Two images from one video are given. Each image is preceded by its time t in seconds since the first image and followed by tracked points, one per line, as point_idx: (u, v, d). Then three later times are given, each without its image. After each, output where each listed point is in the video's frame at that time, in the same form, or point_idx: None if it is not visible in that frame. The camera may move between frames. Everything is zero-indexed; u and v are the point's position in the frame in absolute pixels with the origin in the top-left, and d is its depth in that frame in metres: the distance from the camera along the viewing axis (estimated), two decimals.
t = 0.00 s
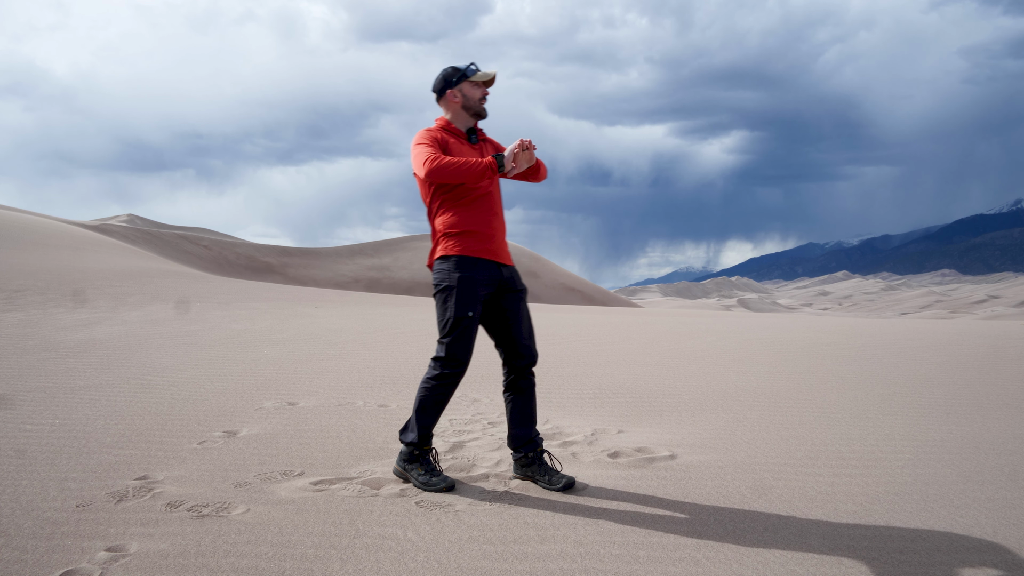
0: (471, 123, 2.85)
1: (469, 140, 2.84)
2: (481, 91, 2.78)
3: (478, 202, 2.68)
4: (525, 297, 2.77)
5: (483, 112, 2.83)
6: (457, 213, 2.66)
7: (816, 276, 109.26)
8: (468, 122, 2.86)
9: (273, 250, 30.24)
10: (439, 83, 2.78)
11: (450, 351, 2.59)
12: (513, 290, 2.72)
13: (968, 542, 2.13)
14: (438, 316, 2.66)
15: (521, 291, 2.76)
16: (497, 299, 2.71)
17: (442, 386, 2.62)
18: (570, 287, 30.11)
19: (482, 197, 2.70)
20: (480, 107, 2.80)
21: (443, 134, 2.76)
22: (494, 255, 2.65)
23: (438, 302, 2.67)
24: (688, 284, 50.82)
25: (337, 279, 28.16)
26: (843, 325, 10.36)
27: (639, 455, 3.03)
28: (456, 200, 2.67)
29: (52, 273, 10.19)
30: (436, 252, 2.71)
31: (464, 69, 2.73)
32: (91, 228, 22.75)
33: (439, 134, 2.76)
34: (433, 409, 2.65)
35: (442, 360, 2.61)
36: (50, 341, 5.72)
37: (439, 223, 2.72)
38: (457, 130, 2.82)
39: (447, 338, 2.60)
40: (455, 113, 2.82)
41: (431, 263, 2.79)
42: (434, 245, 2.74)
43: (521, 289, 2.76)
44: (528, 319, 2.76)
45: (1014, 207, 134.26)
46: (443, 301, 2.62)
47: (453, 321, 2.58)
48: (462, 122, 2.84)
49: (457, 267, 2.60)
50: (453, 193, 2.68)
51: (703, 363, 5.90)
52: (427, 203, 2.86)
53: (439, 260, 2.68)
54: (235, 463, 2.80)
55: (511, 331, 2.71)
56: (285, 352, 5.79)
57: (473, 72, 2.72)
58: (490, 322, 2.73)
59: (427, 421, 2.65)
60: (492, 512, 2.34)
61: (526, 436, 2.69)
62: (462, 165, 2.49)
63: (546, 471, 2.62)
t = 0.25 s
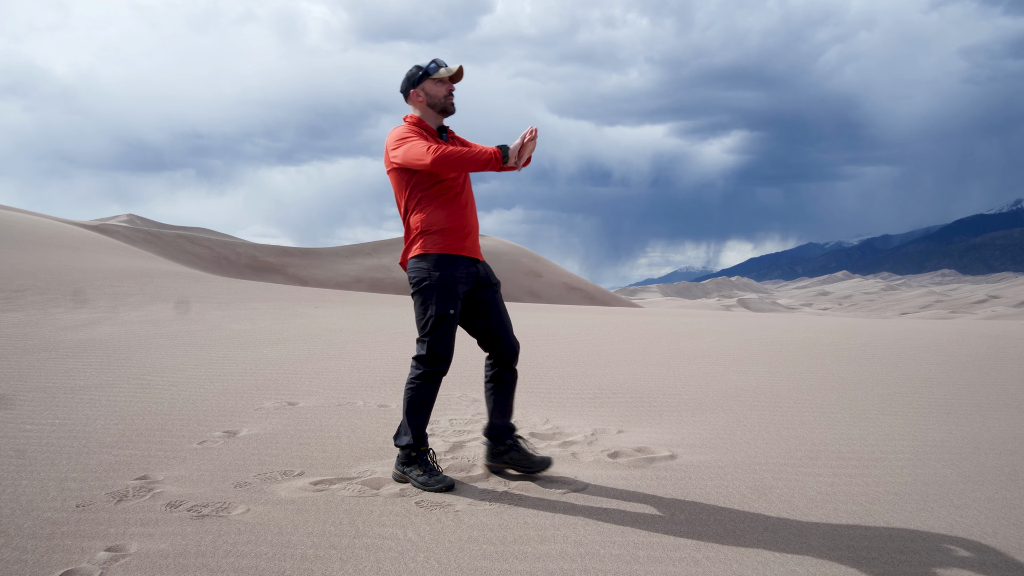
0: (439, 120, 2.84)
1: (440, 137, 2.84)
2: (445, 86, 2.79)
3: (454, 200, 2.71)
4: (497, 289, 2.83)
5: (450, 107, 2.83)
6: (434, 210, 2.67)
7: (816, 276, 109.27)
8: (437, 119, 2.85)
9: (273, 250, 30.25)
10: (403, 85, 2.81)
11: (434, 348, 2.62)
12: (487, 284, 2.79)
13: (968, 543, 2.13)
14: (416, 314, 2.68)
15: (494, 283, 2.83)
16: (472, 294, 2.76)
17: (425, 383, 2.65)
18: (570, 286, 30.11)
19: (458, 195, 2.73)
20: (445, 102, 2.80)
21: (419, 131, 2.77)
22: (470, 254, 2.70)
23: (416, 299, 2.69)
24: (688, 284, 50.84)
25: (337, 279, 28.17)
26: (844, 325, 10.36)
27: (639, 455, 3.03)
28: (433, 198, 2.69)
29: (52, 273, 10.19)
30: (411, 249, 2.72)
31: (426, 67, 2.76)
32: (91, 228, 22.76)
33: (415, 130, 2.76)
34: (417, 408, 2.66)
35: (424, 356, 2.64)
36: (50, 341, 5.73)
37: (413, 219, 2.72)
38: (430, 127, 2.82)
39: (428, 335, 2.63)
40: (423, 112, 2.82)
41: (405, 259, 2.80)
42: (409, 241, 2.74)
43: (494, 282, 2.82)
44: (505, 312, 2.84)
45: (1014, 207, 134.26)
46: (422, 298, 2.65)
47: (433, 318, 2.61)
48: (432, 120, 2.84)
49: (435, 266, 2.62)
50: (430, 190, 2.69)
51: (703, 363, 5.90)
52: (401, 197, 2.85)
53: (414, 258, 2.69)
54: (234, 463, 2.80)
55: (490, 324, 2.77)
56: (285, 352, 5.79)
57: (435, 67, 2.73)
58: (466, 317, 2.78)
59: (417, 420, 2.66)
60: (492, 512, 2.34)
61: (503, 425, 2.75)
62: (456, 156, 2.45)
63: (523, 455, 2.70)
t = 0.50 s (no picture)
0: (421, 121, 2.87)
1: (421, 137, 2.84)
2: (425, 88, 2.83)
3: (445, 199, 2.76)
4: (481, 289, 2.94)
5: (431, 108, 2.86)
6: (426, 208, 2.71)
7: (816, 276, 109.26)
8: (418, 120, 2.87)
9: (273, 250, 30.25)
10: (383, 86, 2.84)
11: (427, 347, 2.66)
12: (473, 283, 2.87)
13: (968, 543, 2.13)
14: (408, 313, 2.70)
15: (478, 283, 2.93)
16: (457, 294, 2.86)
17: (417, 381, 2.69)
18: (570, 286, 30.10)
19: (447, 194, 2.79)
20: (426, 103, 2.84)
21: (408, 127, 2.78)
22: (461, 252, 2.77)
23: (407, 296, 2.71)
24: (688, 284, 50.83)
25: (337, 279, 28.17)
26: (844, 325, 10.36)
27: (639, 455, 3.03)
28: (426, 196, 2.72)
29: (52, 273, 10.19)
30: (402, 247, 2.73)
31: (407, 69, 2.80)
32: (91, 228, 22.76)
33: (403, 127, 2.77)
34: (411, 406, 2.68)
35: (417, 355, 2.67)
36: (50, 341, 5.73)
37: (404, 218, 2.74)
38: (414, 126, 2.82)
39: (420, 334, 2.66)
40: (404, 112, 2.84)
41: (394, 258, 2.80)
42: (400, 240, 2.75)
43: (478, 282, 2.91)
44: (487, 310, 2.97)
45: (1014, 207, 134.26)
46: (415, 297, 2.67)
47: (427, 317, 2.64)
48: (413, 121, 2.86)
49: (429, 265, 2.66)
50: (422, 187, 2.73)
51: (703, 363, 5.90)
52: (387, 195, 2.85)
53: (406, 257, 2.71)
54: (234, 463, 2.80)
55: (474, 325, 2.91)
56: (285, 352, 5.79)
57: (416, 68, 2.77)
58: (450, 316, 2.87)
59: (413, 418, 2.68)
60: (491, 512, 2.33)
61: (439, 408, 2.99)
62: (463, 146, 2.49)
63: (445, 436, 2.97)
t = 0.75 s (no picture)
0: (414, 123, 2.91)
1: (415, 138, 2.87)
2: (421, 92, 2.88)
3: (444, 200, 2.78)
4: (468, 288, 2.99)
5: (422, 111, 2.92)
6: (426, 208, 2.72)
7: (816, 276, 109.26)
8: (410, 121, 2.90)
9: (273, 250, 30.25)
10: (379, 83, 2.81)
11: (427, 344, 2.70)
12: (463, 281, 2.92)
13: (967, 543, 2.13)
14: (407, 313, 2.71)
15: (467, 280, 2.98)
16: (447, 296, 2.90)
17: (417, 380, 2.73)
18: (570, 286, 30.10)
19: (445, 195, 2.81)
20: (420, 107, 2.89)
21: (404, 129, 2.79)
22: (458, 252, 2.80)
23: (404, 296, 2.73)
24: (688, 284, 50.85)
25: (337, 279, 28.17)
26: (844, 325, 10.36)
27: (638, 455, 3.03)
28: (426, 196, 2.73)
29: (52, 273, 10.19)
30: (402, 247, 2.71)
31: (407, 70, 2.82)
32: (91, 228, 22.76)
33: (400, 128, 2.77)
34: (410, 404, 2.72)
35: (417, 353, 2.71)
36: (50, 341, 5.73)
37: (404, 218, 2.73)
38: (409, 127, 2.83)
39: (419, 333, 2.69)
40: (399, 113, 2.86)
41: (392, 258, 2.78)
42: (400, 240, 2.74)
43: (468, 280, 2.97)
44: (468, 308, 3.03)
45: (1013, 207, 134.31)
46: (412, 297, 2.69)
47: (426, 316, 2.67)
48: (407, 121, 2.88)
49: (429, 263, 2.67)
50: (422, 188, 2.73)
51: (703, 363, 5.90)
52: (384, 196, 2.84)
53: (407, 257, 2.70)
54: (235, 463, 2.80)
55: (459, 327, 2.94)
56: (285, 352, 5.79)
57: (417, 71, 2.81)
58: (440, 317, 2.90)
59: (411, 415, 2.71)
60: (491, 511, 2.34)
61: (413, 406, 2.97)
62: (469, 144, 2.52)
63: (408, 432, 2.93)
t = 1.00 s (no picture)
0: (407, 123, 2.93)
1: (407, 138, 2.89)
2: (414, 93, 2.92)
3: (435, 203, 2.85)
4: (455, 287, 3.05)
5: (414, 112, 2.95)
6: (425, 211, 2.76)
7: (816, 276, 109.26)
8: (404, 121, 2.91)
9: (273, 250, 30.25)
10: (377, 81, 2.80)
11: (427, 343, 2.73)
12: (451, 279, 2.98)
13: (967, 543, 2.13)
14: (406, 315, 2.73)
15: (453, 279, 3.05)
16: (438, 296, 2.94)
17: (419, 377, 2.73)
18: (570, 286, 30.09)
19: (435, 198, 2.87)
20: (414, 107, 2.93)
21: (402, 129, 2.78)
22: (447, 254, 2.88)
23: (402, 297, 2.73)
24: (688, 284, 50.84)
25: (337, 279, 28.17)
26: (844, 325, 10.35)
27: (638, 455, 3.03)
28: (424, 198, 2.77)
29: (52, 273, 10.19)
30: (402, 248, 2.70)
31: (405, 70, 2.85)
32: (91, 228, 22.76)
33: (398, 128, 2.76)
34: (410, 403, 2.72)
35: (417, 352, 2.73)
36: (49, 341, 5.72)
37: (402, 219, 2.73)
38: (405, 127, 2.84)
39: (420, 332, 2.72)
40: (396, 112, 2.86)
41: (388, 258, 2.74)
42: (398, 240, 2.72)
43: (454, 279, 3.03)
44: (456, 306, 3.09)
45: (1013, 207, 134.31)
46: (412, 298, 2.71)
47: (426, 315, 2.71)
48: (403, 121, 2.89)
49: (430, 265, 2.71)
50: (420, 190, 2.76)
51: (703, 363, 5.90)
52: (378, 196, 2.81)
53: (408, 257, 2.70)
54: (234, 463, 2.80)
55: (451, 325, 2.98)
56: (285, 352, 5.79)
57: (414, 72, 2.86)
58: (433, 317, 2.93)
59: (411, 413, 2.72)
60: (491, 511, 2.33)
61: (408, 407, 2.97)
62: (482, 148, 2.63)
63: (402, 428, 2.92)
